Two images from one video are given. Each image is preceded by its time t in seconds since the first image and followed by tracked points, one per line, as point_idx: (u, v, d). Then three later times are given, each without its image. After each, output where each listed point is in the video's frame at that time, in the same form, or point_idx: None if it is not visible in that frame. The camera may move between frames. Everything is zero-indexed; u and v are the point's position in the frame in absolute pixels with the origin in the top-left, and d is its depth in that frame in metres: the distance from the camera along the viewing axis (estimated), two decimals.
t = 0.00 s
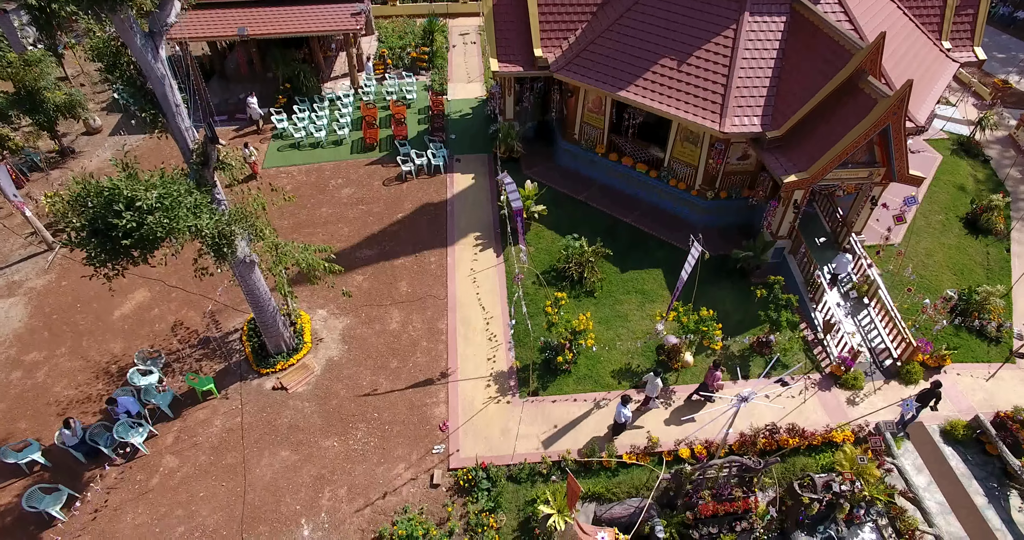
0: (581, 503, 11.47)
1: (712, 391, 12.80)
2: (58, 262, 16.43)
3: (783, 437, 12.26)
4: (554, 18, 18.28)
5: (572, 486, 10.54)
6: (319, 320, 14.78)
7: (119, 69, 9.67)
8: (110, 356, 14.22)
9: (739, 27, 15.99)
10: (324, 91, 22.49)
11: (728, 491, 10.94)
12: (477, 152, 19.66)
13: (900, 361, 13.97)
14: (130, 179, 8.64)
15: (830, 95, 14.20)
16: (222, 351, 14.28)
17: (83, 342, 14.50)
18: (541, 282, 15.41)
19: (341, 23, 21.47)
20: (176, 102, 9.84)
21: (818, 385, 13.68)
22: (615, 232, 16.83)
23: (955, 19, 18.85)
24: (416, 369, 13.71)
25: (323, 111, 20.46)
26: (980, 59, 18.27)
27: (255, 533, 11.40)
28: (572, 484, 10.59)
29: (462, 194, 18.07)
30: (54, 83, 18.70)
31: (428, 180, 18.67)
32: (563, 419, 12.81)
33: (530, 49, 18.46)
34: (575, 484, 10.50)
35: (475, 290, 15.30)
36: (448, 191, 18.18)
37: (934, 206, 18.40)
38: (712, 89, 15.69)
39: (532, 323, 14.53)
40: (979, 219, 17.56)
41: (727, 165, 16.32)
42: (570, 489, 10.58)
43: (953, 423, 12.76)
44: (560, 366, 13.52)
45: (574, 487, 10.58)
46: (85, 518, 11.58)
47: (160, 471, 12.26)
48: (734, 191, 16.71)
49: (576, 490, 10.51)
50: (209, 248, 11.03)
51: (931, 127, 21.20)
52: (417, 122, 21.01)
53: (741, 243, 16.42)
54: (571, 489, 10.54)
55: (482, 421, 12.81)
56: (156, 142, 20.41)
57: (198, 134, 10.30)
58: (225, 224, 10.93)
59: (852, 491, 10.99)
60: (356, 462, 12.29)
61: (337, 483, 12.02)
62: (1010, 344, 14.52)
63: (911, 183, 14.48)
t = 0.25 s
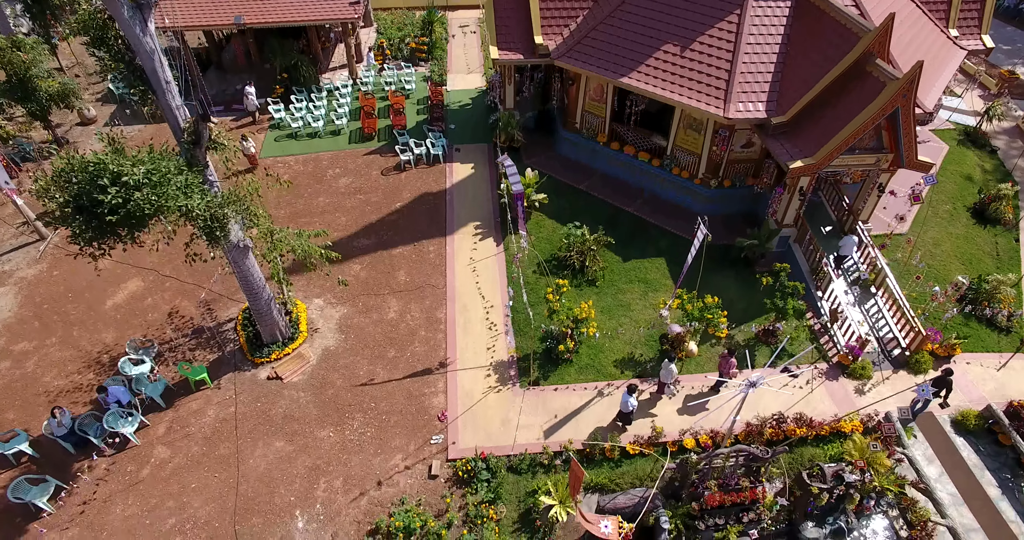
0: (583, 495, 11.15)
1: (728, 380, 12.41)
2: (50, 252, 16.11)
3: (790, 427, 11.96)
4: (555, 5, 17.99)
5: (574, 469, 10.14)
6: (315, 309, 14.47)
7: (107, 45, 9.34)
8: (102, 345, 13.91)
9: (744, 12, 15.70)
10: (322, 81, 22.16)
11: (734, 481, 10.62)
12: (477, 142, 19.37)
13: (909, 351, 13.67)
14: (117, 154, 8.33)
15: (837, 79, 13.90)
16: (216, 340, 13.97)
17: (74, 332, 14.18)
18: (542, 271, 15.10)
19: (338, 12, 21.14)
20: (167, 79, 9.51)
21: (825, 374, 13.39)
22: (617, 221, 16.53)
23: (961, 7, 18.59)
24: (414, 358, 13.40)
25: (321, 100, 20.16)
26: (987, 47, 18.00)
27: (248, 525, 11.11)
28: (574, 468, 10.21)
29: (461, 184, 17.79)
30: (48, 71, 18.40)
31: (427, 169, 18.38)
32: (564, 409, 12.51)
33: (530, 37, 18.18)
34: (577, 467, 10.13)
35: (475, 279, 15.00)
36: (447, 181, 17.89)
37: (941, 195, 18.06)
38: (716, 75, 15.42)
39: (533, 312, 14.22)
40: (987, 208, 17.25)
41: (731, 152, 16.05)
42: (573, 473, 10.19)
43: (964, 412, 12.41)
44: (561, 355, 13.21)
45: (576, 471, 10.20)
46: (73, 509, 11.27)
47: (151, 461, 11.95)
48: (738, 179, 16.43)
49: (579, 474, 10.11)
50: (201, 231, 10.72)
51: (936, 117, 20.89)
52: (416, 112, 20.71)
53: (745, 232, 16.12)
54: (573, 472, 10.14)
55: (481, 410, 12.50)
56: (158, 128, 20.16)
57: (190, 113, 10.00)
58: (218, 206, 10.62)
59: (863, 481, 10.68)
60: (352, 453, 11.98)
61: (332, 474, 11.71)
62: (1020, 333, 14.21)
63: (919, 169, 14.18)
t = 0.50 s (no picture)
0: (586, 485, 10.86)
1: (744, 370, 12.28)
2: (42, 241, 15.80)
3: (797, 416, 11.67)
4: None
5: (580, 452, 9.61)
6: (311, 298, 14.18)
7: (94, 17, 9.04)
8: (93, 334, 13.61)
9: None
10: (321, 71, 21.88)
11: (741, 470, 10.31)
12: (477, 131, 19.08)
13: (917, 340, 13.37)
14: (102, 126, 8.04)
15: (844, 62, 13.62)
16: (210, 329, 13.67)
17: (65, 321, 13.88)
18: (543, 260, 14.82)
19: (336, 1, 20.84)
20: (156, 54, 9.22)
21: (832, 363, 13.12)
22: (619, 210, 16.25)
23: None
24: (412, 346, 13.11)
25: (319, 90, 19.89)
26: (995, 35, 17.72)
27: (242, 516, 10.82)
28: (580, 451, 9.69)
29: (461, 172, 17.51)
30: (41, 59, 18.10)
31: (426, 158, 18.10)
32: (566, 397, 12.21)
33: (531, 24, 17.90)
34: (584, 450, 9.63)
35: (475, 268, 14.72)
36: (446, 170, 17.61)
37: (948, 185, 17.77)
38: (720, 60, 15.14)
39: (534, 300, 13.93)
40: (995, 198, 16.93)
41: (735, 139, 15.76)
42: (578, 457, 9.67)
43: (976, 402, 12.09)
44: (563, 343, 12.90)
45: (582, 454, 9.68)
46: (61, 500, 10.96)
47: (142, 451, 11.65)
48: (742, 167, 16.15)
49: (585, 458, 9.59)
50: (193, 213, 10.41)
51: (942, 107, 20.61)
52: (415, 102, 20.44)
53: (749, 221, 15.82)
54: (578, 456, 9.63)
55: (481, 399, 12.21)
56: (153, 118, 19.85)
57: (181, 90, 9.71)
58: (211, 187, 10.32)
59: (873, 471, 10.48)
60: (348, 442, 11.68)
61: (328, 464, 11.41)
62: None
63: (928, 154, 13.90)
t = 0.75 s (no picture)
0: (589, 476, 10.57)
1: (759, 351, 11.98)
2: (33, 230, 15.48)
3: (805, 406, 11.36)
4: None
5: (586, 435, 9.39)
6: (307, 287, 13.87)
7: None
8: (84, 323, 13.31)
9: None
10: (318, 62, 21.61)
11: (749, 459, 10.01)
12: (476, 120, 18.79)
13: (927, 329, 13.06)
14: (86, 97, 7.75)
15: (852, 45, 13.34)
16: (203, 318, 13.37)
17: (55, 309, 13.57)
18: (544, 248, 14.51)
19: None
20: (145, 27, 8.89)
21: (839, 352, 12.83)
22: (621, 199, 15.95)
23: None
24: (410, 335, 12.81)
25: (317, 79, 19.60)
26: (1003, 22, 17.43)
27: (234, 506, 10.51)
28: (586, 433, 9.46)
29: (460, 161, 17.22)
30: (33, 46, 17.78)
31: (425, 148, 17.81)
32: (568, 386, 11.90)
33: (531, 11, 17.63)
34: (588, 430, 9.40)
35: (474, 256, 14.43)
36: (445, 158, 17.32)
37: (956, 174, 17.44)
38: (723, 45, 14.87)
39: (535, 289, 13.62)
40: (1005, 187, 16.56)
41: (739, 126, 15.48)
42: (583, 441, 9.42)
43: (988, 391, 11.78)
44: (564, 331, 12.60)
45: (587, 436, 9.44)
46: (48, 491, 10.65)
47: (132, 441, 11.34)
48: (746, 154, 15.85)
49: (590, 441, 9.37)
50: (185, 195, 10.11)
51: (948, 98, 20.31)
52: (414, 92, 20.16)
53: (754, 209, 15.53)
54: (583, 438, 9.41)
55: (481, 388, 11.90)
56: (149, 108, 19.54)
57: (171, 66, 9.40)
58: (202, 167, 10.00)
59: (884, 460, 10.21)
60: (344, 432, 11.37)
61: (323, 454, 11.10)
62: None
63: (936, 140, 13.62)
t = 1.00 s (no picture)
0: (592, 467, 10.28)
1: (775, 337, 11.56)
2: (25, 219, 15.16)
3: (814, 395, 11.06)
4: None
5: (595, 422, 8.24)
6: (304, 276, 13.58)
7: None
8: (76, 312, 13.02)
9: None
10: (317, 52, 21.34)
11: (758, 447, 9.70)
12: (477, 110, 18.52)
13: (937, 318, 12.74)
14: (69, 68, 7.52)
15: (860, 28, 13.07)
16: (197, 307, 13.08)
17: (46, 299, 13.28)
18: (545, 237, 14.22)
19: None
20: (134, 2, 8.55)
21: (848, 341, 12.53)
22: (624, 188, 15.65)
23: None
24: (409, 323, 12.51)
25: (315, 69, 19.34)
26: (1011, 9, 17.17)
27: (227, 498, 10.21)
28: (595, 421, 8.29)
29: (460, 150, 16.93)
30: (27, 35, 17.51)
31: (424, 137, 17.52)
32: (571, 375, 11.59)
33: None
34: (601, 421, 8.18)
35: (474, 245, 14.13)
36: (445, 148, 17.04)
37: (964, 163, 17.12)
38: (728, 30, 14.60)
39: (536, 277, 13.32)
40: (1014, 176, 16.09)
41: (744, 113, 15.20)
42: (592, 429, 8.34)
43: (1002, 380, 11.47)
44: (566, 320, 12.29)
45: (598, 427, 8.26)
46: (36, 482, 10.34)
47: (123, 432, 11.04)
48: (751, 142, 15.57)
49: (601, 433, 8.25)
50: (177, 176, 9.82)
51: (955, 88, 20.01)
52: (414, 82, 19.89)
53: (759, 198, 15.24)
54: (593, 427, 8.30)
55: (481, 377, 11.60)
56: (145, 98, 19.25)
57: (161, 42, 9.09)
58: (195, 148, 9.67)
59: (897, 449, 9.93)
60: (340, 422, 11.06)
61: (319, 444, 10.79)
62: None
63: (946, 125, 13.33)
